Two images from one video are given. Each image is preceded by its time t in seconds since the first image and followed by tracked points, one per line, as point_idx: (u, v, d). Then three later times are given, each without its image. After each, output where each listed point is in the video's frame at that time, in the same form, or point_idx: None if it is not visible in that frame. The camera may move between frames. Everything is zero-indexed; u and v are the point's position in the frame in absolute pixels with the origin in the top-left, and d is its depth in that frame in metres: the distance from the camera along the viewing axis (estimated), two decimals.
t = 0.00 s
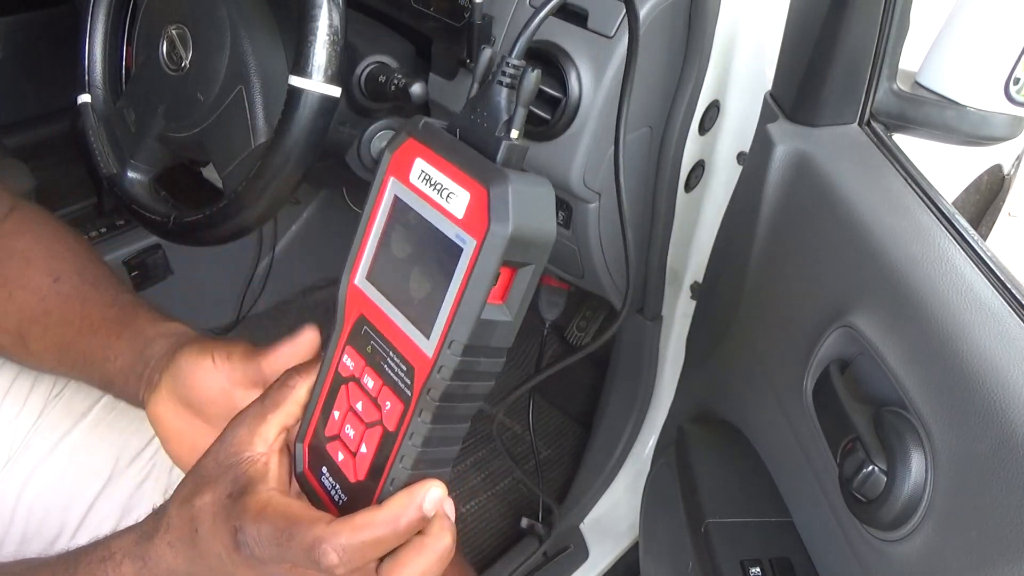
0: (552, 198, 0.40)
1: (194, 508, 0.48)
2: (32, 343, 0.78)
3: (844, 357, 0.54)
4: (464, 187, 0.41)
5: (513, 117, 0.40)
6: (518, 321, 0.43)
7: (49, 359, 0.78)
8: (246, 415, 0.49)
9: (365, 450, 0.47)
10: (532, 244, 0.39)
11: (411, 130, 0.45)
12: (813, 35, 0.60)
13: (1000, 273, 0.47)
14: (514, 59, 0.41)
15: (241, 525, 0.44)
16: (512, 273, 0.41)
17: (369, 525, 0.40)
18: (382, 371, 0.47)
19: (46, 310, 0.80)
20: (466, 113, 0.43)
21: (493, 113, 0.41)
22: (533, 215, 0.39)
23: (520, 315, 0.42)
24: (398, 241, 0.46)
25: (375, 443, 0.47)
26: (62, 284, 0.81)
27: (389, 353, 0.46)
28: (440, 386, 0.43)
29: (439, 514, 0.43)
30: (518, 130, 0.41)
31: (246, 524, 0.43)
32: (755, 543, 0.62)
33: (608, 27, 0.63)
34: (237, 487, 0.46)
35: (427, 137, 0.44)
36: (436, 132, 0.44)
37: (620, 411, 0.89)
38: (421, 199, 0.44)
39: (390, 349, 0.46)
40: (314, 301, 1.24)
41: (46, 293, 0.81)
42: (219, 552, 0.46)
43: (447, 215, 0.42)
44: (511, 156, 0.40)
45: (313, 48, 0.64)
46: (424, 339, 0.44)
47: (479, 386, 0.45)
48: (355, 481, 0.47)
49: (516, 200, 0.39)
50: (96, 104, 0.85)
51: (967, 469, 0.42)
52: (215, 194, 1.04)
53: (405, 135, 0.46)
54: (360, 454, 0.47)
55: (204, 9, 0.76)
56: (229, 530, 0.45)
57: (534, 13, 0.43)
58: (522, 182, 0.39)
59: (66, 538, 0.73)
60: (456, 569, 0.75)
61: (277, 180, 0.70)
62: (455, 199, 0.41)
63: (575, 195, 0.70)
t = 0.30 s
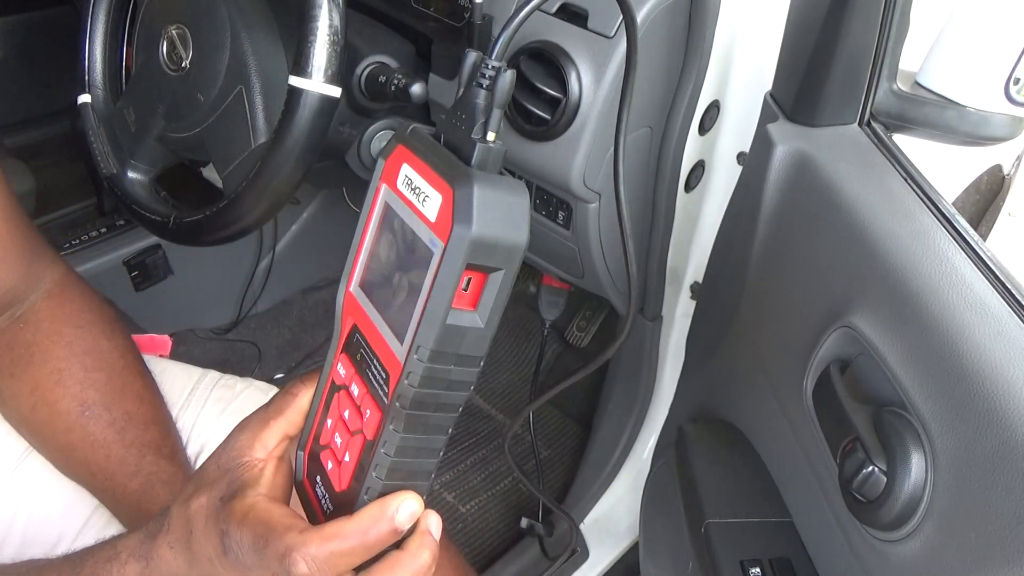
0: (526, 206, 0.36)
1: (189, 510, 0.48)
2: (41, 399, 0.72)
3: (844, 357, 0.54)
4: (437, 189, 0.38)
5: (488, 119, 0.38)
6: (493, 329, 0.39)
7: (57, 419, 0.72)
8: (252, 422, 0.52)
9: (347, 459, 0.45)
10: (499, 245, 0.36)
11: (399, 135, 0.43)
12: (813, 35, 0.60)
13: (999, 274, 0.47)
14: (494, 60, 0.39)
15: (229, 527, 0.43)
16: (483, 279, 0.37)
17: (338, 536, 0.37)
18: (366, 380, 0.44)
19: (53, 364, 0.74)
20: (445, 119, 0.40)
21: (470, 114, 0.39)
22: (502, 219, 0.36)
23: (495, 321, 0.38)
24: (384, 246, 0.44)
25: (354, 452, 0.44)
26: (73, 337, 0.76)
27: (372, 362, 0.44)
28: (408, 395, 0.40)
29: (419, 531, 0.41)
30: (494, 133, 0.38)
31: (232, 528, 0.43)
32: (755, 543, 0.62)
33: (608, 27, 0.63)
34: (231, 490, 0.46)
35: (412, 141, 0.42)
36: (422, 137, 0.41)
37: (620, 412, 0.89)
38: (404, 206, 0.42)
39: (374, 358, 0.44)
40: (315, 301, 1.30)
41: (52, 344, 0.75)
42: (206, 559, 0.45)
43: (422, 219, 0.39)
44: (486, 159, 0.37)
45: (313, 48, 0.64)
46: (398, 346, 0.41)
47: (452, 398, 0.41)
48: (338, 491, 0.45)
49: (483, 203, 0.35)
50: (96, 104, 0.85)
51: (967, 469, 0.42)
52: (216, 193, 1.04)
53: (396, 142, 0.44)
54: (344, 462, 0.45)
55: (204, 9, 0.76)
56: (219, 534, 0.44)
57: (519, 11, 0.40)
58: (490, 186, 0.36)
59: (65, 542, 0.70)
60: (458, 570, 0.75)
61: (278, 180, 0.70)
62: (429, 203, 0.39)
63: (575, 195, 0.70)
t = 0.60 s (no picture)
0: (518, 201, 0.36)
1: (189, 508, 0.48)
2: (43, 392, 0.73)
3: (844, 357, 0.54)
4: (432, 184, 0.38)
5: (482, 115, 0.38)
6: (485, 324, 0.38)
7: (56, 414, 0.72)
8: (254, 422, 0.51)
9: (344, 456, 0.45)
10: (489, 238, 0.35)
11: (399, 134, 0.43)
12: (813, 35, 0.60)
13: (1000, 274, 0.47)
14: (490, 59, 0.39)
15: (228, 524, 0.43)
16: (475, 273, 0.37)
17: (329, 532, 0.37)
18: (364, 377, 0.44)
19: (55, 358, 0.75)
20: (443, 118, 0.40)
21: (466, 112, 0.39)
22: (493, 212, 0.35)
23: (487, 317, 0.38)
24: (383, 243, 0.44)
25: (351, 449, 0.44)
26: (75, 332, 0.76)
27: (370, 359, 0.44)
28: (400, 389, 0.40)
29: (413, 531, 0.41)
30: (489, 128, 0.38)
31: (229, 525, 0.43)
32: (756, 543, 0.62)
33: (608, 27, 0.63)
34: (231, 486, 0.46)
35: (411, 138, 0.42)
36: (419, 134, 0.41)
37: (620, 411, 0.89)
38: (401, 203, 0.42)
39: (372, 356, 0.44)
40: (315, 301, 1.30)
41: (54, 339, 0.76)
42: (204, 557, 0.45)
43: (417, 214, 0.39)
44: (480, 155, 0.37)
45: (313, 48, 0.64)
46: (393, 341, 0.41)
47: (445, 393, 0.41)
48: (335, 489, 0.45)
49: (474, 196, 0.35)
50: (96, 104, 0.85)
51: (967, 468, 0.42)
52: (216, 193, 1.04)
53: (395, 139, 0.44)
54: (341, 459, 0.45)
55: (204, 9, 0.76)
56: (217, 532, 0.44)
57: (514, 9, 0.40)
58: (481, 179, 0.36)
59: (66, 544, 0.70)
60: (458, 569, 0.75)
61: (278, 180, 0.70)
62: (425, 198, 0.39)
63: (575, 195, 0.70)
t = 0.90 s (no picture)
0: (511, 187, 0.36)
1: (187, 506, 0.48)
2: (48, 387, 0.73)
3: (844, 357, 0.54)
4: (422, 174, 0.38)
5: (470, 103, 0.38)
6: (481, 311, 0.38)
7: (63, 406, 0.72)
8: (243, 416, 0.51)
9: (341, 446, 0.45)
10: (485, 225, 0.36)
11: (383, 123, 0.43)
12: (813, 35, 0.60)
13: (1000, 274, 0.47)
14: (476, 44, 0.39)
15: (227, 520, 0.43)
16: (470, 260, 0.37)
17: (332, 523, 0.37)
18: (357, 367, 0.44)
19: (59, 352, 0.74)
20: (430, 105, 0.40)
21: (453, 99, 0.39)
22: (487, 199, 0.36)
23: (483, 303, 0.38)
24: (371, 233, 0.44)
25: (348, 439, 0.44)
26: (78, 326, 0.76)
27: (363, 350, 0.44)
28: (398, 378, 0.40)
29: (414, 516, 0.41)
30: (478, 115, 0.38)
31: (228, 521, 0.43)
32: (756, 543, 0.62)
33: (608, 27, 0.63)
34: (225, 483, 0.47)
35: (396, 126, 0.42)
36: (405, 123, 0.41)
37: (620, 411, 0.89)
38: (389, 192, 0.41)
39: (365, 346, 0.44)
40: (314, 301, 1.30)
41: (58, 334, 0.75)
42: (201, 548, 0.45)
43: (408, 203, 0.39)
44: (470, 142, 0.37)
45: (313, 48, 0.64)
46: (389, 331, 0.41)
47: (444, 380, 0.41)
48: (334, 480, 0.45)
49: (468, 184, 0.36)
50: (96, 104, 0.85)
51: (967, 468, 0.42)
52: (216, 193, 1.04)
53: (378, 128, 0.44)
54: (338, 451, 0.45)
55: (204, 9, 0.76)
56: (215, 528, 0.44)
57: None
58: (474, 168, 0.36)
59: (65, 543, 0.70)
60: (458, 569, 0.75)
61: (278, 180, 0.70)
62: (415, 187, 0.39)
63: (574, 195, 0.69)
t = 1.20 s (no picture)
0: (493, 170, 0.36)
1: (184, 506, 0.48)
2: (57, 380, 0.74)
3: (844, 357, 0.54)
4: (400, 162, 0.38)
5: (443, 86, 0.38)
6: (472, 297, 0.39)
7: (74, 399, 0.73)
8: (228, 409, 0.50)
9: (336, 437, 0.45)
10: (471, 212, 0.36)
11: (352, 108, 0.42)
12: (813, 35, 0.60)
13: (1000, 274, 0.47)
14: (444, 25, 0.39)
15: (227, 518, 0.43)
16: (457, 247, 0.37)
17: (335, 515, 0.38)
18: (345, 357, 0.44)
19: (70, 346, 0.75)
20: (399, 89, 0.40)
21: (424, 82, 0.39)
22: (471, 186, 0.36)
23: (472, 289, 0.38)
24: (349, 221, 0.43)
25: (343, 430, 0.44)
26: (88, 320, 0.77)
27: (349, 340, 0.44)
28: (393, 368, 0.40)
29: (416, 498, 0.42)
30: (452, 98, 0.38)
31: (227, 519, 0.43)
32: (756, 543, 0.61)
33: (608, 27, 0.63)
34: (219, 482, 0.46)
35: (366, 110, 0.41)
36: (375, 110, 0.41)
37: (620, 411, 0.89)
38: (365, 180, 0.41)
39: (352, 336, 0.43)
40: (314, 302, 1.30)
41: (68, 328, 0.76)
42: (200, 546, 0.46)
43: (388, 192, 0.39)
44: (447, 126, 0.37)
45: (313, 48, 0.64)
46: (378, 323, 0.41)
47: (438, 365, 0.41)
48: (329, 470, 0.45)
49: (452, 171, 0.35)
50: (96, 104, 0.85)
51: (967, 468, 0.42)
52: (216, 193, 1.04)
53: (345, 115, 0.43)
54: (332, 442, 0.45)
55: (205, 9, 0.76)
56: (213, 525, 0.44)
57: None
58: (455, 154, 0.36)
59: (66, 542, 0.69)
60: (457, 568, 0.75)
61: (278, 180, 0.70)
62: (394, 175, 0.38)
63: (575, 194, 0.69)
